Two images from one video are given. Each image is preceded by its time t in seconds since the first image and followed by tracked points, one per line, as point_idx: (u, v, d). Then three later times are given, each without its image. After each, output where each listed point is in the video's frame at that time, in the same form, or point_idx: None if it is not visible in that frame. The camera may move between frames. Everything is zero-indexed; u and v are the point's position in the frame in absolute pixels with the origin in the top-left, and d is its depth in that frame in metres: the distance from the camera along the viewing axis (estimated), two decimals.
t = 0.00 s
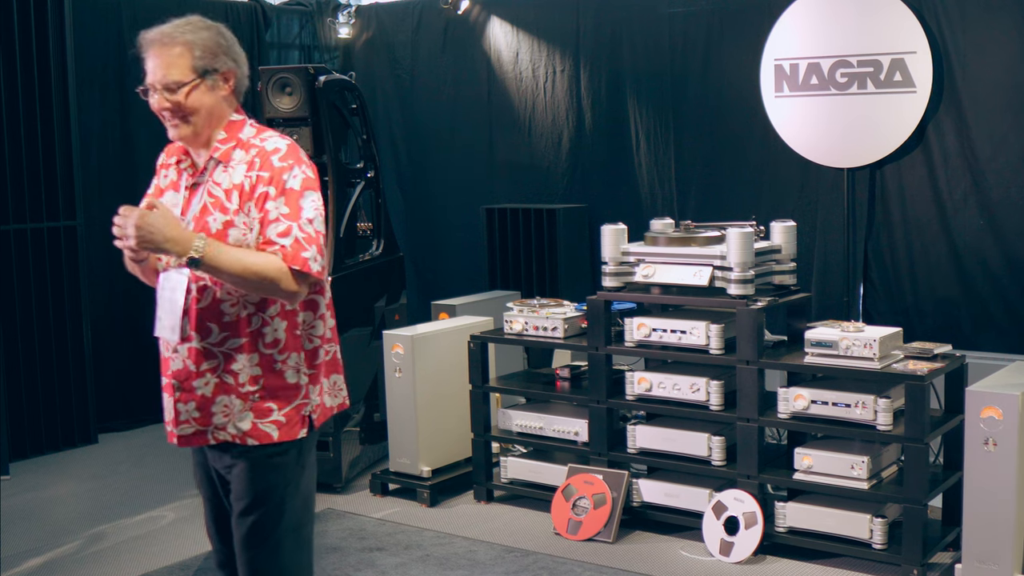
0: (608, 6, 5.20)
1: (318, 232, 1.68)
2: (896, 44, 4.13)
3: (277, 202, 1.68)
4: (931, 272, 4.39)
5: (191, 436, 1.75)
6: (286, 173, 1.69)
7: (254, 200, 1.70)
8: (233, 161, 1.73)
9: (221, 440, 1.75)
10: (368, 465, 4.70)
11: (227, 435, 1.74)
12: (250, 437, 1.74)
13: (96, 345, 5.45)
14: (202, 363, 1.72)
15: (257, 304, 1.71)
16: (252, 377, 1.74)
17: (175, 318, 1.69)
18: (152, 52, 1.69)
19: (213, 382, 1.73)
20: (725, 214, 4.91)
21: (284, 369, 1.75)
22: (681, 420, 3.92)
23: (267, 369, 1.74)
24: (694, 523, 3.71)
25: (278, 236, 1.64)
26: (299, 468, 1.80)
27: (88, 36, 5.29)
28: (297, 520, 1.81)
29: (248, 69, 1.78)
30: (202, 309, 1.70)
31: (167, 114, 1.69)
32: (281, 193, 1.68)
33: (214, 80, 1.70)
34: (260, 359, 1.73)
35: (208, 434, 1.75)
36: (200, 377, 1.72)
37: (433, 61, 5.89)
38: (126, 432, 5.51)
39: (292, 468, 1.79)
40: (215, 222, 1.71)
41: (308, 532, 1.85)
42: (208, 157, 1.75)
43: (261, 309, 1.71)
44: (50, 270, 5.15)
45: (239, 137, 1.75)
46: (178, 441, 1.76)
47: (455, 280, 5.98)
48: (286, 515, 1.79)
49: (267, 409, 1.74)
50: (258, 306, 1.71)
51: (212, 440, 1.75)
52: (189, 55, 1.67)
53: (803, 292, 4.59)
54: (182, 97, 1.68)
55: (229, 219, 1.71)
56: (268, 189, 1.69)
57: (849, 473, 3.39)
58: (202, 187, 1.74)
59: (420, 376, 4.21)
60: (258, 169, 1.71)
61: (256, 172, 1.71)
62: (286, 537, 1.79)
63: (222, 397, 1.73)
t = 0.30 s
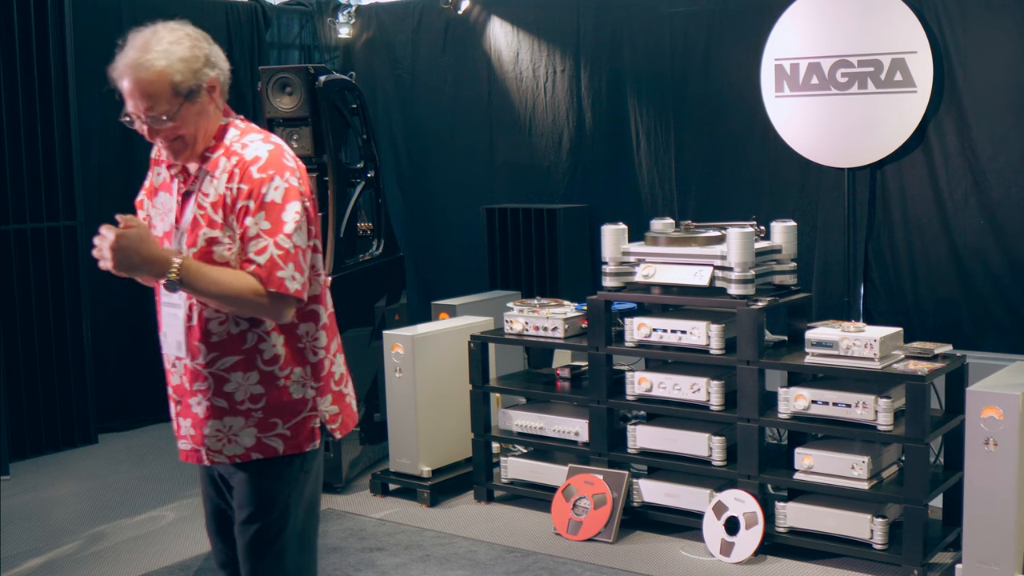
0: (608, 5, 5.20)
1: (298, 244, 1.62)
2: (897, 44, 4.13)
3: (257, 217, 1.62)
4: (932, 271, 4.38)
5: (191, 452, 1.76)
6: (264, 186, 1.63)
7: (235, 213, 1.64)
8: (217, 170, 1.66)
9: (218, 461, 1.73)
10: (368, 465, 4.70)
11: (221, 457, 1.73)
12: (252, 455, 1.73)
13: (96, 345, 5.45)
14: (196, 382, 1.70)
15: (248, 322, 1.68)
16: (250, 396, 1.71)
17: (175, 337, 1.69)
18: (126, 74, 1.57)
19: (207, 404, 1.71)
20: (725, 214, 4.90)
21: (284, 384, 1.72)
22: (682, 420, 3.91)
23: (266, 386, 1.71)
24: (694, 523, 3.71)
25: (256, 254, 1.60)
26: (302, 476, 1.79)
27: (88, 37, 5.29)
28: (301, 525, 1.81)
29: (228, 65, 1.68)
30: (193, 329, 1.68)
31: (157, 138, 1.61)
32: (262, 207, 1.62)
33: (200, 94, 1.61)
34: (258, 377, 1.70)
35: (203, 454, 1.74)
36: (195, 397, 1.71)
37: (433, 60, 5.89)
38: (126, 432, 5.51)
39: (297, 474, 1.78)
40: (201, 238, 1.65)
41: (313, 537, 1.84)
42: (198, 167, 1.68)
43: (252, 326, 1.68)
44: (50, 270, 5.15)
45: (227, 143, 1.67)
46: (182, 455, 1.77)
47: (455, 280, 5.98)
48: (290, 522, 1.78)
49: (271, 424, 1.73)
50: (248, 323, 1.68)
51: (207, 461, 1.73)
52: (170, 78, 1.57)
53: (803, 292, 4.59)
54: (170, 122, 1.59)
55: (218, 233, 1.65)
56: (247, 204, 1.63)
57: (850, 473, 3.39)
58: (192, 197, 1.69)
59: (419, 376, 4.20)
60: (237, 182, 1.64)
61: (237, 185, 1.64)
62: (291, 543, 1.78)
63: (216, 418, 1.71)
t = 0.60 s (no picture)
0: (609, 5, 5.20)
1: (299, 253, 1.63)
2: (897, 44, 4.13)
3: (259, 225, 1.61)
4: (932, 271, 4.38)
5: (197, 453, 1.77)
6: (266, 193, 1.62)
7: (236, 219, 1.63)
8: (218, 173, 1.65)
9: (222, 467, 1.75)
10: (368, 465, 4.69)
11: (225, 462, 1.74)
12: (251, 467, 1.73)
13: (97, 345, 5.45)
14: (196, 387, 1.71)
15: (246, 331, 1.67)
16: (248, 407, 1.71)
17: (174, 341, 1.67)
18: (124, 82, 1.58)
19: (208, 409, 1.71)
20: (726, 214, 4.90)
21: (282, 396, 1.71)
22: (682, 420, 3.91)
23: (264, 398, 1.71)
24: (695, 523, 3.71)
25: (257, 263, 1.60)
26: (303, 477, 1.80)
27: (88, 37, 5.28)
28: (302, 525, 1.81)
29: (227, 70, 1.68)
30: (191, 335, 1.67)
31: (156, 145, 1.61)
32: (264, 215, 1.61)
33: (198, 101, 1.61)
34: (256, 387, 1.70)
35: (210, 456, 1.76)
36: (197, 400, 1.72)
37: (434, 60, 5.89)
38: (126, 432, 5.51)
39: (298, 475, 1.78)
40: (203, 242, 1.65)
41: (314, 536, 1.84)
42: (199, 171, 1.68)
43: (250, 335, 1.67)
44: (50, 270, 5.15)
45: (228, 147, 1.66)
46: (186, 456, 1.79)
47: (456, 280, 5.98)
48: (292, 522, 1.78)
49: (269, 440, 1.72)
50: (246, 332, 1.67)
51: (212, 463, 1.76)
52: (168, 86, 1.57)
53: (804, 292, 4.58)
54: (169, 129, 1.60)
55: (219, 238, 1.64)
56: (249, 211, 1.62)
57: (850, 473, 3.38)
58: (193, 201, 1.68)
59: (420, 376, 4.20)
60: (238, 188, 1.63)
61: (238, 191, 1.63)
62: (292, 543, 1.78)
63: (217, 424, 1.72)
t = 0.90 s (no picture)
0: (609, 4, 5.19)
1: (310, 249, 1.67)
2: (897, 44, 4.13)
3: (272, 221, 1.66)
4: (932, 272, 4.38)
5: (189, 447, 1.76)
6: (278, 190, 1.66)
7: (248, 216, 1.68)
8: (229, 171, 1.69)
9: (218, 457, 1.74)
10: (368, 466, 4.69)
11: (221, 453, 1.73)
12: (251, 453, 1.73)
13: (97, 344, 5.45)
14: (198, 379, 1.71)
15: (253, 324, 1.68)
16: (252, 397, 1.71)
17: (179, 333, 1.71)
18: (138, 72, 1.64)
19: (209, 401, 1.71)
20: (726, 214, 4.90)
21: (286, 386, 1.72)
22: (683, 420, 3.91)
23: (268, 389, 1.71)
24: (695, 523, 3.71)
25: (269, 257, 1.64)
26: (304, 472, 1.80)
27: (87, 37, 5.28)
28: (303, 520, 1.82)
29: (240, 72, 1.74)
30: (198, 328, 1.69)
31: (163, 135, 1.66)
32: (276, 211, 1.66)
33: (207, 94, 1.66)
34: (261, 379, 1.70)
35: (203, 449, 1.74)
36: (197, 392, 1.72)
37: (434, 59, 5.89)
38: (126, 432, 5.51)
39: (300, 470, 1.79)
40: (212, 236, 1.69)
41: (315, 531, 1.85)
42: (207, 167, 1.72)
43: (258, 328, 1.68)
44: (50, 270, 5.15)
45: (237, 145, 1.71)
46: (178, 451, 1.77)
47: (456, 280, 5.98)
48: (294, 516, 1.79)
49: (272, 426, 1.72)
50: (253, 325, 1.68)
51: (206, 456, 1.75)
52: (178, 76, 1.63)
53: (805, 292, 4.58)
54: (175, 118, 1.64)
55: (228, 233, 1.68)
56: (262, 207, 1.66)
57: (851, 473, 3.38)
58: (201, 196, 1.73)
59: (420, 376, 4.20)
60: (251, 185, 1.68)
61: (250, 188, 1.68)
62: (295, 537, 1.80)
63: (217, 415, 1.72)
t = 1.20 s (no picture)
0: (609, 4, 5.19)
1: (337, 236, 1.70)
2: (898, 44, 4.13)
3: (299, 206, 1.70)
4: (933, 272, 4.38)
5: (203, 430, 1.80)
6: (300, 181, 1.72)
7: (270, 206, 1.74)
8: (249, 166, 1.76)
9: (230, 441, 1.79)
10: (369, 466, 4.69)
11: (234, 437, 1.78)
12: (261, 438, 1.77)
13: (97, 344, 5.45)
14: (213, 363, 1.76)
15: (268, 311, 1.73)
16: (264, 381, 1.76)
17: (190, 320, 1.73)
18: (165, 62, 1.70)
19: (222, 384, 1.76)
20: (727, 214, 4.89)
21: (297, 373, 1.77)
22: (683, 420, 3.90)
23: (280, 373, 1.76)
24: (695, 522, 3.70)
25: (307, 240, 1.66)
26: (306, 464, 1.83)
27: (87, 36, 5.28)
28: (307, 511, 1.85)
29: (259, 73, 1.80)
30: (214, 313, 1.74)
31: (182, 124, 1.71)
32: (300, 200, 1.70)
33: (227, 89, 1.72)
34: (273, 364, 1.75)
35: (217, 433, 1.79)
36: (212, 376, 1.77)
37: (434, 59, 5.89)
38: (126, 432, 5.51)
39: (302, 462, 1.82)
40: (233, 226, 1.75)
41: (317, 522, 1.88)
42: (224, 161, 1.78)
43: (272, 315, 1.73)
44: (51, 269, 5.14)
45: (255, 141, 1.78)
46: (192, 434, 1.81)
47: (456, 280, 5.97)
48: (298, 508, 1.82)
49: (281, 412, 1.77)
50: (268, 312, 1.73)
51: (221, 439, 1.79)
52: (202, 67, 1.69)
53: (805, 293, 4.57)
54: (196, 108, 1.70)
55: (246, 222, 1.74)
56: (285, 196, 1.71)
57: (852, 473, 3.38)
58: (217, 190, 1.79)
59: (420, 376, 4.19)
60: (272, 177, 1.74)
61: (270, 179, 1.74)
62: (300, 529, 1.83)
63: (230, 399, 1.76)
